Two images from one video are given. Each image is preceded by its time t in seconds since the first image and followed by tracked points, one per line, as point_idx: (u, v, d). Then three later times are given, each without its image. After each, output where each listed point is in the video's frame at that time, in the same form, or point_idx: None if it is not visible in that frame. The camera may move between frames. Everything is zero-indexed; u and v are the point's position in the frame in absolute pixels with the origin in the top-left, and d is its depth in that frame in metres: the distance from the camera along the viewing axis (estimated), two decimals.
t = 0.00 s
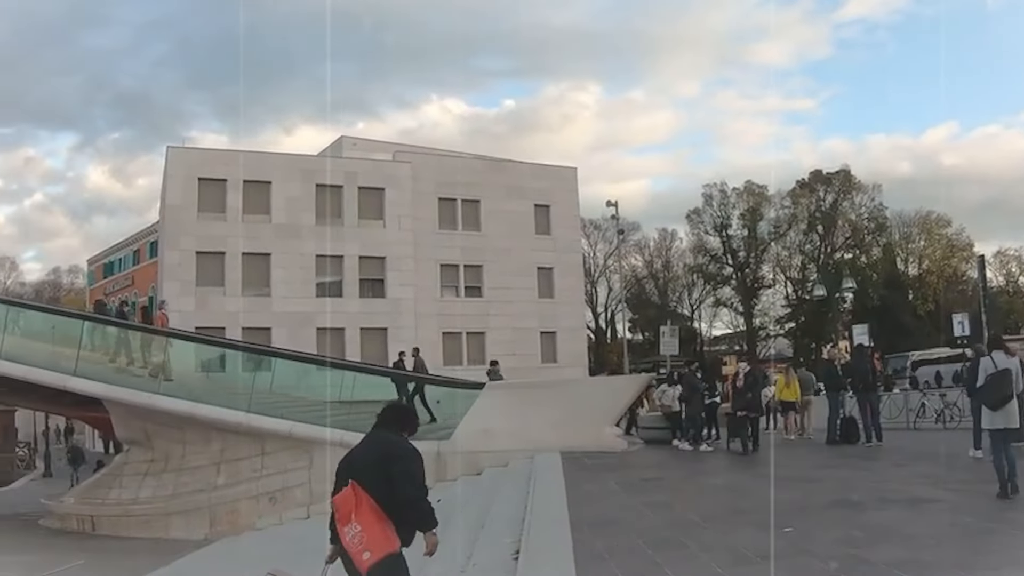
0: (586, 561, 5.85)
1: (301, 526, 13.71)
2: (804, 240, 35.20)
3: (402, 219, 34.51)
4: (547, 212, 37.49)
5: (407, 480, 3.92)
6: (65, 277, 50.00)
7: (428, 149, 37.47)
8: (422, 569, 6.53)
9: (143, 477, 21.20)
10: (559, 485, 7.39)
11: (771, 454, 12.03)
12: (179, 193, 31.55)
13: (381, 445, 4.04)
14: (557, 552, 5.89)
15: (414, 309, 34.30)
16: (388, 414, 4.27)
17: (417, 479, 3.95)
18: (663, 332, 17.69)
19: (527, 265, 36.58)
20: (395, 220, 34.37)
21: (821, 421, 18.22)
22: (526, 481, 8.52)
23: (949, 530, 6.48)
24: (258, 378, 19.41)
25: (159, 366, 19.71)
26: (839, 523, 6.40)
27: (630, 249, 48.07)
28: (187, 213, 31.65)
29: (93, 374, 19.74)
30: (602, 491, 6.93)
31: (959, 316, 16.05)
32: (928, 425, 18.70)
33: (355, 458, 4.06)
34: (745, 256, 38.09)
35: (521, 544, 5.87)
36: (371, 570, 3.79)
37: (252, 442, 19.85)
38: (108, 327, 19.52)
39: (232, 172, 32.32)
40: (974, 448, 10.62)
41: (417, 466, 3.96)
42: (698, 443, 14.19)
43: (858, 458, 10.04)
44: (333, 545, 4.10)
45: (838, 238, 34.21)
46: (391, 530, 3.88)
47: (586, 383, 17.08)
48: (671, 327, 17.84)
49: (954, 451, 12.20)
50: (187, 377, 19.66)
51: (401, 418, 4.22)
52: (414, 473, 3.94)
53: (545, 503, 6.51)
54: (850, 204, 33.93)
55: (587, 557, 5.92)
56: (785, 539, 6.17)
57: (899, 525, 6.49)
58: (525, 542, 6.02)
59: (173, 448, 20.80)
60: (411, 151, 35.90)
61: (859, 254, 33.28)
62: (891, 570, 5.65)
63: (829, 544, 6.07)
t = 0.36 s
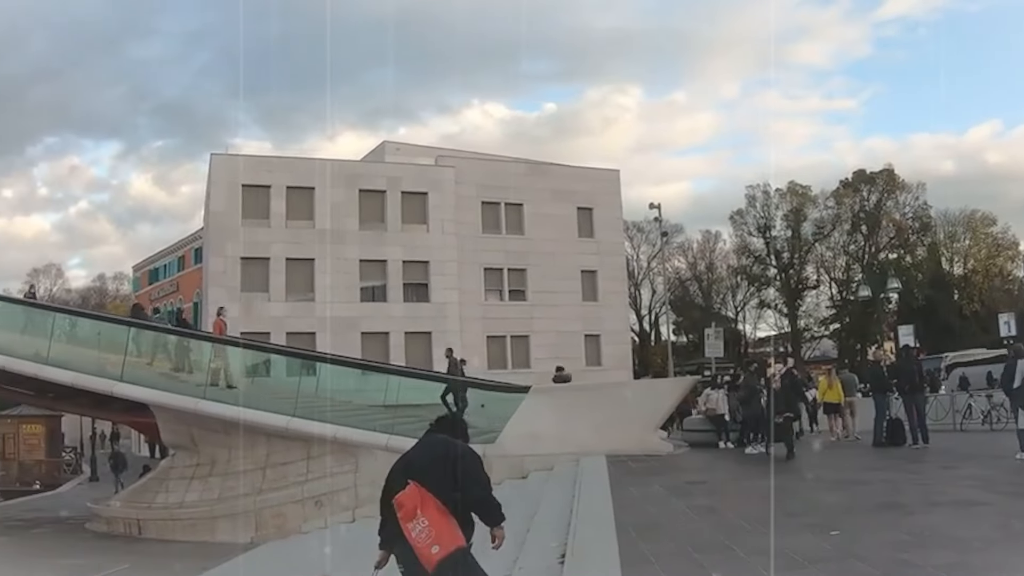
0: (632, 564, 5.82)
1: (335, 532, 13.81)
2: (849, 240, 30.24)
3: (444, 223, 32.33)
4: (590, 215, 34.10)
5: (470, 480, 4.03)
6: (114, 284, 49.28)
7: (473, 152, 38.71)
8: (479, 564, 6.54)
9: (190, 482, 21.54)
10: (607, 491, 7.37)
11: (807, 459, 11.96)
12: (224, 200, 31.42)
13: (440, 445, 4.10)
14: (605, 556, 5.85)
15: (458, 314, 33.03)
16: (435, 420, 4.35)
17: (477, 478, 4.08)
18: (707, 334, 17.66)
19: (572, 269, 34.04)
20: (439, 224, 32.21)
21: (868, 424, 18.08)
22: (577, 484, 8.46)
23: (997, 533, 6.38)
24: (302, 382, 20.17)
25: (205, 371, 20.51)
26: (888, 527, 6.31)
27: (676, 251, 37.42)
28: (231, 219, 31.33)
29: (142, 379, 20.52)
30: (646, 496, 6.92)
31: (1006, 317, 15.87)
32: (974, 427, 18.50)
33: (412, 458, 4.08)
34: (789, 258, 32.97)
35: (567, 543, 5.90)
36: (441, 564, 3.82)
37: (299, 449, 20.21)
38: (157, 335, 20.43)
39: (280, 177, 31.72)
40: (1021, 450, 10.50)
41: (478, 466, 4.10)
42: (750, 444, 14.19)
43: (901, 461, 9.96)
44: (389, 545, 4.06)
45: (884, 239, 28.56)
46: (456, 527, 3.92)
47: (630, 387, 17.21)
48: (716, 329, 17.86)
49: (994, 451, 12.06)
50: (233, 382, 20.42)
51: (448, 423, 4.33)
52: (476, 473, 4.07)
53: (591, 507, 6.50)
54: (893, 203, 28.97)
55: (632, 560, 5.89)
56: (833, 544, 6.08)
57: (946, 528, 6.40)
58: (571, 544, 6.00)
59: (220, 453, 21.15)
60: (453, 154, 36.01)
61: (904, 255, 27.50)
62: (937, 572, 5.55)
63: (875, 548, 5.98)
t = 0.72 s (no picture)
0: (661, 569, 5.80)
1: (360, 534, 13.92)
2: (876, 241, 40.17)
3: (471, 227, 36.21)
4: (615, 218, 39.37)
5: (508, 484, 3.99)
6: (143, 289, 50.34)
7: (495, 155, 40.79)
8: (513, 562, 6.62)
9: (219, 486, 21.71)
10: (641, 495, 7.40)
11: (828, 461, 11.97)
12: (250, 206, 33.01)
13: (476, 449, 4.10)
14: (636, 560, 5.83)
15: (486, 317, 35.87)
16: (477, 423, 4.35)
17: (514, 485, 4.02)
18: (736, 336, 17.67)
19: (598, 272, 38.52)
20: (466, 228, 36.07)
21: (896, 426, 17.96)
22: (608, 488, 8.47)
23: None
24: (330, 387, 19.64)
25: (228, 375, 20.00)
26: (917, 529, 6.25)
27: (704, 254, 49.41)
28: (258, 225, 33.07)
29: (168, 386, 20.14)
30: (677, 500, 6.93)
31: None
32: (1005, 428, 18.39)
33: (450, 460, 4.10)
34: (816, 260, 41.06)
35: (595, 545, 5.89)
36: (472, 569, 3.81)
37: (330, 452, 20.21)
38: (179, 339, 19.89)
39: (303, 185, 33.84)
40: None
41: (515, 471, 4.03)
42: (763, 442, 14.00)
43: (929, 463, 9.95)
44: (425, 546, 4.10)
45: (910, 239, 39.51)
46: (491, 533, 3.92)
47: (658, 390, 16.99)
48: (745, 333, 17.89)
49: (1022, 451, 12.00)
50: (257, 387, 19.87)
51: (490, 425, 4.31)
52: (512, 479, 4.01)
53: (622, 509, 6.52)
54: (921, 204, 39.67)
55: (661, 564, 5.86)
56: (862, 546, 6.02)
57: (976, 530, 6.31)
58: (600, 548, 5.98)
59: (248, 457, 21.24)
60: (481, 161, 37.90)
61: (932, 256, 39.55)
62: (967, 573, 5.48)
63: (903, 550, 5.92)
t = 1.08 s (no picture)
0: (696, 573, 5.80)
1: (390, 538, 14.09)
2: (907, 242, 41.47)
3: (502, 230, 36.59)
4: (647, 220, 39.56)
5: (550, 495, 3.99)
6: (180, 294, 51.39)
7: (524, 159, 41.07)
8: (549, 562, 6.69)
9: (252, 490, 21.14)
10: (679, 499, 7.48)
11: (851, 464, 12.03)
12: (282, 212, 33.50)
13: (529, 455, 4.12)
14: (671, 563, 5.84)
15: (517, 321, 36.16)
16: (541, 427, 4.37)
17: (557, 496, 4.01)
18: (768, 338, 17.73)
19: (630, 275, 38.64)
20: (497, 233, 36.41)
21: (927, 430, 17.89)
22: (638, 492, 8.53)
23: None
24: (363, 392, 19.20)
25: (262, 380, 19.63)
26: (953, 531, 6.25)
27: (734, 256, 53.06)
28: (289, 230, 33.49)
29: (202, 389, 19.76)
30: (713, 505, 6.99)
31: None
32: None
33: (502, 464, 4.20)
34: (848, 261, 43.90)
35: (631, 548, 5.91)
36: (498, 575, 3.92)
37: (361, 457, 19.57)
38: (213, 343, 19.57)
39: (335, 190, 34.30)
40: None
41: (561, 482, 4.01)
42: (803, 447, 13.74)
43: (971, 466, 9.92)
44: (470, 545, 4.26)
45: (942, 240, 39.96)
46: (528, 543, 3.97)
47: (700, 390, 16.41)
48: (777, 334, 17.95)
49: None
50: (291, 392, 19.48)
51: (554, 429, 4.31)
52: (557, 488, 4.00)
53: (657, 513, 6.59)
54: (952, 204, 40.07)
55: (695, 568, 5.87)
56: (898, 549, 6.02)
57: (1014, 534, 6.25)
58: (635, 552, 6.01)
59: (281, 461, 20.70)
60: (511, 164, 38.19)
61: (964, 256, 38.89)
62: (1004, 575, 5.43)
63: (938, 553, 5.89)
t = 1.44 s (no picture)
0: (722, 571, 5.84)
1: (414, 539, 14.13)
2: (929, 242, 44.38)
3: (524, 232, 36.59)
4: (669, 221, 39.60)
5: (612, 483, 3.96)
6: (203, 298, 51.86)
7: (544, 160, 41.26)
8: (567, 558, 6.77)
9: (276, 491, 21.27)
10: (710, 503, 7.48)
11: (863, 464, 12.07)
12: (305, 214, 33.63)
13: (587, 441, 4.09)
14: (697, 564, 5.86)
15: (539, 322, 36.15)
16: (595, 411, 4.33)
17: (619, 482, 3.97)
18: (791, 339, 17.78)
19: (653, 277, 38.64)
20: (520, 234, 36.42)
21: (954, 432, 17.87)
22: (657, 495, 8.53)
23: None
24: (385, 393, 18.79)
25: (284, 381, 19.47)
26: (980, 533, 6.21)
27: (756, 256, 53.63)
28: (313, 232, 33.65)
29: (226, 390, 19.76)
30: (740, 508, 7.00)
31: None
32: None
33: (559, 452, 4.16)
34: (870, 261, 46.30)
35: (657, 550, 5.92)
36: (562, 567, 3.90)
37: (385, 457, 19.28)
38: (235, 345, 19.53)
39: (357, 191, 34.45)
40: None
41: (623, 468, 3.98)
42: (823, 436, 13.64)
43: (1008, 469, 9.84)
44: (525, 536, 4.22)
45: (964, 240, 43.30)
46: (588, 530, 3.96)
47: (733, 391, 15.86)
48: (800, 335, 17.99)
49: None
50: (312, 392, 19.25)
51: (608, 413, 4.27)
52: (619, 475, 3.97)
53: (683, 516, 6.61)
54: (974, 204, 43.54)
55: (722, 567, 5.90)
56: (923, 550, 5.99)
57: None
58: (662, 554, 6.03)
59: (305, 463, 20.76)
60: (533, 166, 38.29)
61: (987, 255, 42.04)
62: None
63: (966, 554, 5.87)
